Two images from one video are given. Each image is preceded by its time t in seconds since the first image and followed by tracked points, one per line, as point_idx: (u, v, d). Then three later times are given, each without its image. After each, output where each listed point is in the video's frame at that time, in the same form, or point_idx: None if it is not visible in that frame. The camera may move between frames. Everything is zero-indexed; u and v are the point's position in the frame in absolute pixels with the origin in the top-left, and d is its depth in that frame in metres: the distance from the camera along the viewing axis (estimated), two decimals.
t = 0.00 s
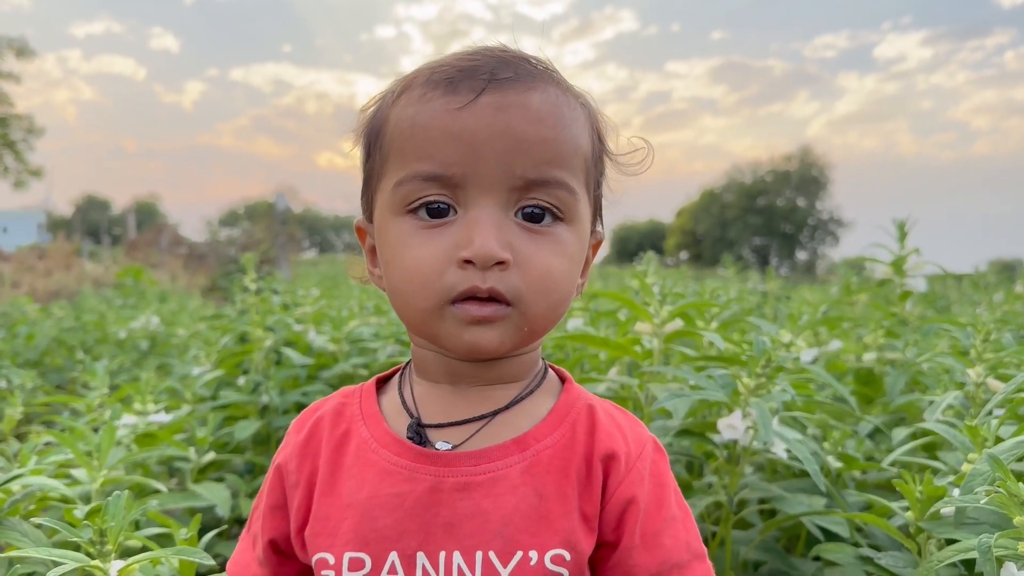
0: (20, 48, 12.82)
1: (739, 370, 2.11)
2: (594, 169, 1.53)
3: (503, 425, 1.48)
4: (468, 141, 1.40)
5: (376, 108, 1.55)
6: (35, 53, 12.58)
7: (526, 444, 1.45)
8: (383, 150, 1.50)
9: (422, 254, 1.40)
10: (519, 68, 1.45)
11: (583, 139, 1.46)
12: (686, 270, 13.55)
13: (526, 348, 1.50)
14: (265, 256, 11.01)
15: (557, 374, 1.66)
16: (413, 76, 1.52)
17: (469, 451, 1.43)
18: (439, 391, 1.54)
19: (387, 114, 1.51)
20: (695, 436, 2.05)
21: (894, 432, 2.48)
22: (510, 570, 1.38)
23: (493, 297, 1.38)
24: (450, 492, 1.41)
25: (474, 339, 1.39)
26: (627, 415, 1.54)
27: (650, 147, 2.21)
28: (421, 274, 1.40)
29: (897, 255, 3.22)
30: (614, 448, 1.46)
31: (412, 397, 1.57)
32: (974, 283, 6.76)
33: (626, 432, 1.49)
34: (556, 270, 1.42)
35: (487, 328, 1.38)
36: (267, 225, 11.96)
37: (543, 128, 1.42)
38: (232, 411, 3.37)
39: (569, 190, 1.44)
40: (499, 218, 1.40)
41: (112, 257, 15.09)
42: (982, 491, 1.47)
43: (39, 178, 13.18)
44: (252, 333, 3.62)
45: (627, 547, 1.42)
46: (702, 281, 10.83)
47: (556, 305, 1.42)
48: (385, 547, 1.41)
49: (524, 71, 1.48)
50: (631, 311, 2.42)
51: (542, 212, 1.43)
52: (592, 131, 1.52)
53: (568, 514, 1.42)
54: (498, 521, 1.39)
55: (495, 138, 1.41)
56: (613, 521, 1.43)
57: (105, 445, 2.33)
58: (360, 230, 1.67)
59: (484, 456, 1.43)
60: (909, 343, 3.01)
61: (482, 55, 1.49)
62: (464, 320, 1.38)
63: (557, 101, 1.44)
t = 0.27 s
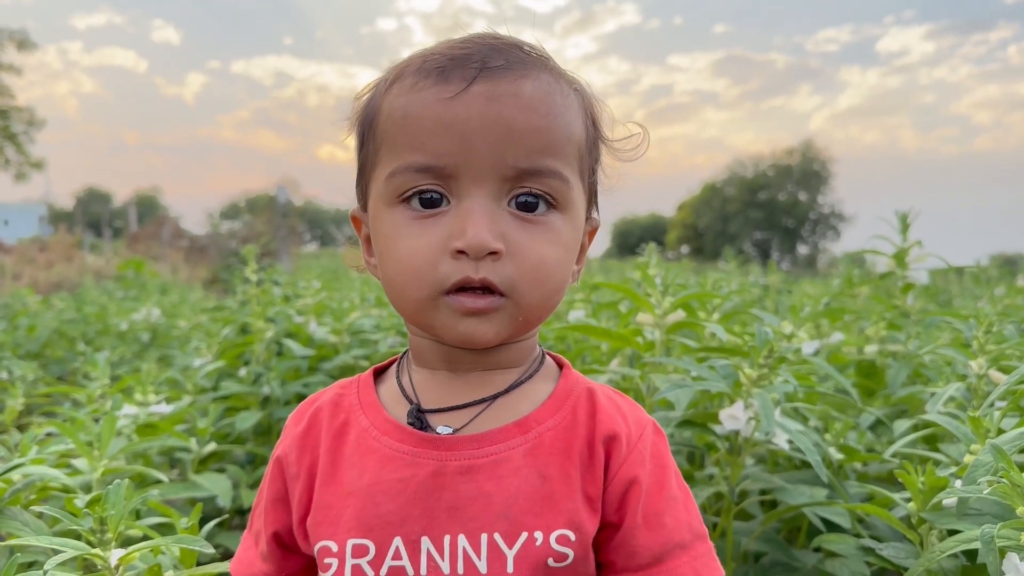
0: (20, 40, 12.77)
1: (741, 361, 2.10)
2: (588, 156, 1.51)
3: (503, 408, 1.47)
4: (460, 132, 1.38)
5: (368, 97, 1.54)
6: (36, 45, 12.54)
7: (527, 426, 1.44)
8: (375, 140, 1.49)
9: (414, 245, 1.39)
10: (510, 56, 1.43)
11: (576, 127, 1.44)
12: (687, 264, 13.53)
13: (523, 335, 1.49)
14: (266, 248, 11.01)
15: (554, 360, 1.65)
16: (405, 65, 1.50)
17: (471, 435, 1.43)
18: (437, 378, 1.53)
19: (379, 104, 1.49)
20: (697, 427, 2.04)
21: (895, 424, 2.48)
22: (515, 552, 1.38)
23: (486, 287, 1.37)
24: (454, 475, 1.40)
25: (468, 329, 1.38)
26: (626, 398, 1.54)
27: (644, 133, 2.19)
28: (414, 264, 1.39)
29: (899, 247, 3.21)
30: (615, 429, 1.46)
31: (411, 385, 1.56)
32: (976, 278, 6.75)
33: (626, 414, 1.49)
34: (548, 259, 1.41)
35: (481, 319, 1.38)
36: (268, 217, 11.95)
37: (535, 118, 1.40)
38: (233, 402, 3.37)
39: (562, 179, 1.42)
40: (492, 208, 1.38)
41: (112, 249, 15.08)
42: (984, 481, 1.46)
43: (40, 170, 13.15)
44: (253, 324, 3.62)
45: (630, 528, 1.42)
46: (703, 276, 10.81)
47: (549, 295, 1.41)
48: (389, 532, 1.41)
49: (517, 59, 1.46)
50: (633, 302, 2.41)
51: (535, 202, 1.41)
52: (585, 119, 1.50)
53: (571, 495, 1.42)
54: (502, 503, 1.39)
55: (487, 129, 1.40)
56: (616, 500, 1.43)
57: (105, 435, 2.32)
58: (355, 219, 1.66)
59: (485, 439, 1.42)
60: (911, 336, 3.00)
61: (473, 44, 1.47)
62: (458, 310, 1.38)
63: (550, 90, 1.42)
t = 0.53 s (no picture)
0: (20, 27, 12.74)
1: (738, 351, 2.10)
2: (587, 147, 1.50)
3: (501, 398, 1.47)
4: (458, 123, 1.36)
5: (364, 82, 1.51)
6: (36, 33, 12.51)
7: (525, 416, 1.44)
8: (371, 127, 1.47)
9: (411, 237, 1.38)
10: (510, 45, 1.41)
11: (575, 118, 1.43)
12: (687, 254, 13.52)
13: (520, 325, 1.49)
14: (266, 238, 11.01)
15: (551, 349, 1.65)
16: (402, 49, 1.47)
17: (469, 424, 1.42)
18: (434, 367, 1.52)
19: (375, 89, 1.46)
20: (693, 417, 2.05)
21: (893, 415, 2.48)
22: (515, 542, 1.39)
23: (482, 280, 1.36)
24: (452, 465, 1.40)
25: (464, 321, 1.38)
26: (623, 387, 1.54)
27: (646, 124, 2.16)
28: (410, 255, 1.39)
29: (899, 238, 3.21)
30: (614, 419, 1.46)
31: (407, 374, 1.55)
32: (976, 269, 6.76)
33: (623, 403, 1.48)
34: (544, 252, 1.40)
35: (477, 311, 1.37)
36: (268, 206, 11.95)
37: (534, 109, 1.38)
38: (232, 390, 3.38)
39: (560, 171, 1.42)
40: (489, 201, 1.38)
41: (113, 238, 15.09)
42: (979, 472, 1.46)
43: (40, 157, 13.13)
44: (252, 313, 3.62)
45: (628, 518, 1.43)
46: (703, 266, 10.81)
47: (545, 287, 1.41)
48: (388, 522, 1.41)
49: (516, 47, 1.43)
50: (632, 292, 2.41)
51: (533, 195, 1.40)
52: (585, 109, 1.48)
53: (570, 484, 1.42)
54: (501, 493, 1.39)
55: (486, 121, 1.38)
56: (615, 490, 1.44)
57: (103, 423, 2.33)
58: (350, 204, 1.64)
59: (484, 429, 1.42)
60: (909, 327, 3.01)
61: (473, 30, 1.44)
62: (454, 302, 1.37)
63: (549, 81, 1.40)
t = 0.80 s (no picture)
0: (20, 14, 12.71)
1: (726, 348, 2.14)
2: (581, 162, 1.53)
3: (490, 400, 1.50)
4: (458, 141, 1.39)
5: (363, 90, 1.52)
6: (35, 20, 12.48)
7: (513, 419, 1.47)
8: (370, 137, 1.48)
9: (408, 250, 1.41)
10: (510, 64, 1.42)
11: (571, 136, 1.46)
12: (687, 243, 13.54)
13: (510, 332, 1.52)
14: (266, 226, 11.03)
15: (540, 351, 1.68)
16: (402, 60, 1.48)
17: (459, 426, 1.46)
18: (426, 370, 1.55)
19: (374, 100, 1.48)
20: (682, 413, 2.09)
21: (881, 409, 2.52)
22: (501, 541, 1.43)
23: (477, 294, 1.40)
24: (442, 467, 1.43)
25: (459, 333, 1.42)
26: (609, 391, 1.58)
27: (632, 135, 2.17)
28: (407, 268, 1.42)
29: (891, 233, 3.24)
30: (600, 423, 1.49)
31: (400, 376, 1.58)
32: (975, 260, 6.78)
33: (610, 408, 1.52)
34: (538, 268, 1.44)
35: (472, 324, 1.41)
36: (269, 194, 11.97)
37: (532, 128, 1.41)
38: (231, 382, 3.42)
39: (554, 188, 1.45)
40: (485, 217, 1.41)
41: (113, 225, 15.11)
42: (957, 470, 1.50)
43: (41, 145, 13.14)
44: (251, 306, 3.65)
45: (610, 519, 1.47)
46: (702, 256, 10.83)
47: (539, 301, 1.45)
48: (379, 520, 1.44)
49: (515, 64, 1.46)
50: (624, 289, 2.45)
51: (528, 212, 1.44)
52: (580, 125, 1.51)
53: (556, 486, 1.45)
54: (488, 494, 1.43)
55: (484, 140, 1.41)
56: (598, 493, 1.48)
57: (104, 416, 2.37)
58: (344, 205, 1.66)
59: (473, 431, 1.45)
60: (900, 322, 3.04)
61: (473, 47, 1.45)
62: (449, 314, 1.41)
63: (548, 101, 1.43)
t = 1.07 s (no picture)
0: None
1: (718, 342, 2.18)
2: (576, 164, 1.56)
3: (485, 399, 1.53)
4: (458, 140, 1.41)
5: (365, 88, 1.54)
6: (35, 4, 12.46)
7: (508, 418, 1.50)
8: (370, 135, 1.50)
9: (407, 247, 1.43)
10: (510, 66, 1.45)
11: (568, 138, 1.49)
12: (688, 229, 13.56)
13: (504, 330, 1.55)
14: (268, 213, 11.06)
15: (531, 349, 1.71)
16: (404, 61, 1.50)
17: (455, 425, 1.49)
18: (423, 368, 1.57)
19: (376, 99, 1.50)
20: (674, 404, 2.13)
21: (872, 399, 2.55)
22: (496, 537, 1.47)
23: (475, 291, 1.42)
24: (439, 465, 1.46)
25: (456, 328, 1.44)
26: (600, 389, 1.61)
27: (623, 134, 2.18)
28: (405, 264, 1.44)
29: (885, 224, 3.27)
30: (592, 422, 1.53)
31: (396, 375, 1.60)
32: (975, 247, 6.79)
33: (601, 406, 1.55)
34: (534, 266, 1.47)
35: (469, 320, 1.43)
36: (270, 181, 11.99)
37: (530, 130, 1.44)
38: (233, 370, 3.47)
39: (551, 188, 1.48)
40: (484, 216, 1.43)
41: (115, 211, 15.14)
42: (939, 462, 1.54)
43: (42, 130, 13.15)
44: (252, 296, 3.70)
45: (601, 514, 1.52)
46: (703, 242, 10.85)
47: (534, 298, 1.48)
48: (378, 517, 1.47)
49: (515, 67, 1.48)
50: (619, 283, 2.49)
51: (525, 210, 1.47)
52: (576, 129, 1.54)
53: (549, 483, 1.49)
54: (485, 491, 1.46)
55: (483, 140, 1.43)
56: (590, 488, 1.52)
57: (108, 407, 2.42)
58: (342, 202, 1.68)
59: (469, 430, 1.49)
60: (893, 313, 3.08)
61: (474, 48, 1.47)
62: (447, 310, 1.43)
63: (546, 104, 1.46)
